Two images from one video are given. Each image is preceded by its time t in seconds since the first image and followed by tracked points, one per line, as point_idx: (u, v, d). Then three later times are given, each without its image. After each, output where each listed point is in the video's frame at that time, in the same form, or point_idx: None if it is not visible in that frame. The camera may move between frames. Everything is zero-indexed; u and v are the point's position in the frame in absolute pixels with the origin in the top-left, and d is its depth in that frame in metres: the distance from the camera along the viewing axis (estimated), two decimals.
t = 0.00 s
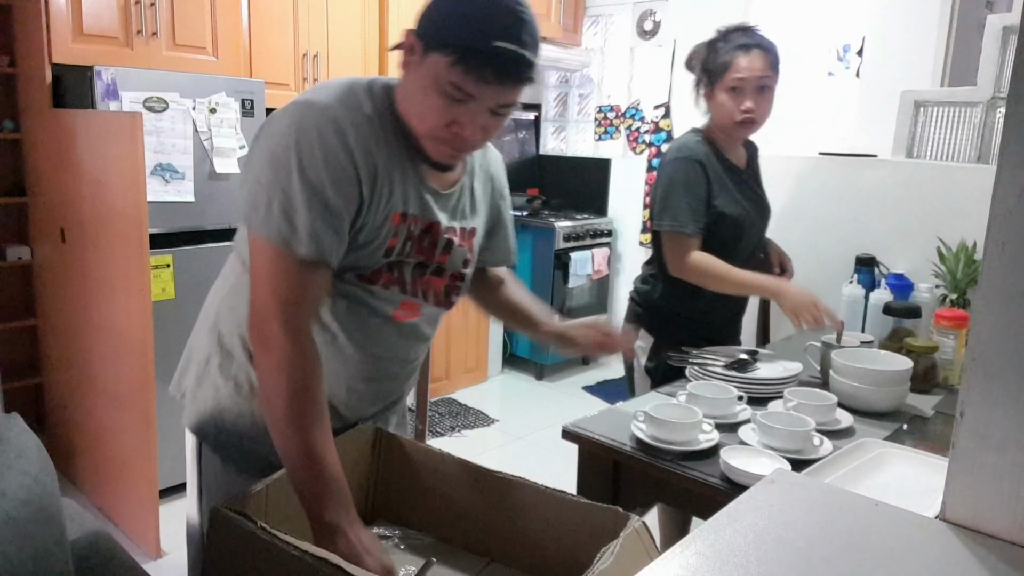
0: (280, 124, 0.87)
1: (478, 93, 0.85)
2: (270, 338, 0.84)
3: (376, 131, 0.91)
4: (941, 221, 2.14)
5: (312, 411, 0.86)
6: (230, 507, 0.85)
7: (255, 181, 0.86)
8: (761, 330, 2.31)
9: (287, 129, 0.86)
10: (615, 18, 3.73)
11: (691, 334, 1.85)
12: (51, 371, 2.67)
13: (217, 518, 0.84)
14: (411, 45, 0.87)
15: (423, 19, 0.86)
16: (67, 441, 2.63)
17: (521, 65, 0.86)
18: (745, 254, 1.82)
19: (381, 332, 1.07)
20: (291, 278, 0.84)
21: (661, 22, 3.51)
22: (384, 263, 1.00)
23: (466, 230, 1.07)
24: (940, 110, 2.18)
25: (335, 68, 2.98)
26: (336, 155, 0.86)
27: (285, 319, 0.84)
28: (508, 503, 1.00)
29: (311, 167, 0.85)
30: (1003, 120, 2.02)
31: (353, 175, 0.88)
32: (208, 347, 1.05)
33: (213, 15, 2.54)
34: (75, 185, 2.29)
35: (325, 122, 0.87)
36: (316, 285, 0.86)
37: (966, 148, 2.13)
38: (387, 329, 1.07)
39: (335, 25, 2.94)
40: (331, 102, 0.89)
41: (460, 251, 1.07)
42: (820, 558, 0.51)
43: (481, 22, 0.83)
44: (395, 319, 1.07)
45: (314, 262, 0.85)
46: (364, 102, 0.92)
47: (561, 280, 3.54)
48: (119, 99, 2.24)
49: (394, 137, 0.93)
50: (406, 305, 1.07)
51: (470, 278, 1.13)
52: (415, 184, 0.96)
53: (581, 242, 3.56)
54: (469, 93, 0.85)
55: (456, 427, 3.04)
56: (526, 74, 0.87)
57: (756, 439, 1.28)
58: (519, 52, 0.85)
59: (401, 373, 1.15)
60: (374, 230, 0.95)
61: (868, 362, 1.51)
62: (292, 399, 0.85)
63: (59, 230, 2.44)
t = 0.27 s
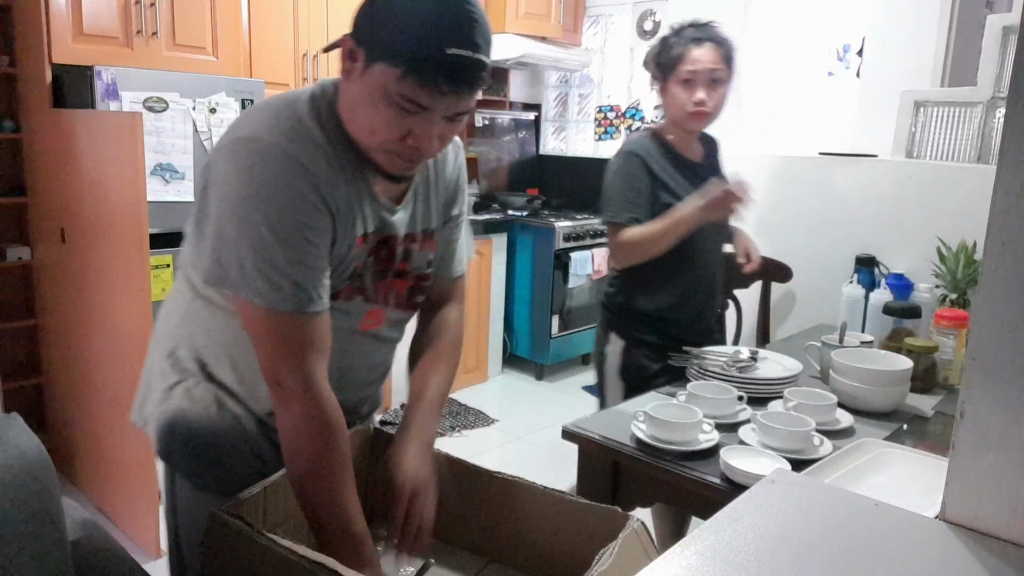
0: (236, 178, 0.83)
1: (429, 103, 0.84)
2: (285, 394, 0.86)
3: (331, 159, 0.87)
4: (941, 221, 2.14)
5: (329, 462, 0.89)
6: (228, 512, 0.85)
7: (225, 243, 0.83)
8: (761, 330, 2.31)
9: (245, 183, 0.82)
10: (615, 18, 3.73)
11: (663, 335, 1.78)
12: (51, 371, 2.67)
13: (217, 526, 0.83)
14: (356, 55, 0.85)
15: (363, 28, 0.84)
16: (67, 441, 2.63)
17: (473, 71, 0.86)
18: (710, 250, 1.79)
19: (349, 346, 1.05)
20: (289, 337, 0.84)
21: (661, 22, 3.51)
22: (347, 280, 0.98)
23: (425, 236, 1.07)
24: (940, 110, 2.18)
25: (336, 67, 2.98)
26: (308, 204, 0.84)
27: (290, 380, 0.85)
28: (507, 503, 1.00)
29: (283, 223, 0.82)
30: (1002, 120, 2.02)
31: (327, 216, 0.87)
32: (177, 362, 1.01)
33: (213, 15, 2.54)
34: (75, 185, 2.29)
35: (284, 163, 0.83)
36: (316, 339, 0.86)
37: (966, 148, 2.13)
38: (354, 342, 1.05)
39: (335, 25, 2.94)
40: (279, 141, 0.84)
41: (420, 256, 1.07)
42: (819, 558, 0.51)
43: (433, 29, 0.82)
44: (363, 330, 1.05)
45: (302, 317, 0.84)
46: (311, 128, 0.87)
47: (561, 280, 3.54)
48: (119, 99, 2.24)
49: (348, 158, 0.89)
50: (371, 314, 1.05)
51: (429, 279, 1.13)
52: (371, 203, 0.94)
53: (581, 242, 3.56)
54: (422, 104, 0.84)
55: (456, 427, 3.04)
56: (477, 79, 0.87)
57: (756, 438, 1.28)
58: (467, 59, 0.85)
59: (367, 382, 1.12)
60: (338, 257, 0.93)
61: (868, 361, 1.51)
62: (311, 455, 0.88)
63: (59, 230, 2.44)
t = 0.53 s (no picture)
0: (172, 183, 0.84)
1: (408, 99, 0.87)
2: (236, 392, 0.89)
3: (271, 161, 0.89)
4: (941, 221, 2.13)
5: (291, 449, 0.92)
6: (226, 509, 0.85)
7: (164, 248, 0.85)
8: (761, 330, 2.31)
9: (183, 188, 0.83)
10: (615, 18, 3.73)
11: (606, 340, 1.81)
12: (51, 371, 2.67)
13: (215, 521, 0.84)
14: (327, 50, 0.87)
15: (341, 23, 0.85)
16: (67, 441, 2.63)
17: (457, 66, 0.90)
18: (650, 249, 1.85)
19: (302, 356, 1.06)
20: (234, 335, 0.86)
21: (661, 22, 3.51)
22: (293, 291, 0.99)
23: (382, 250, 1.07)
24: (940, 110, 2.18)
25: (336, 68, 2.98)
26: (251, 206, 0.85)
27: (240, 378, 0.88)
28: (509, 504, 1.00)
29: (224, 229, 0.84)
30: (1002, 120, 2.02)
31: (272, 216, 0.88)
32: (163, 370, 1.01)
33: (213, 15, 2.54)
34: (75, 185, 2.29)
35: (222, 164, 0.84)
36: (267, 336, 0.88)
37: (966, 148, 2.13)
38: (305, 354, 1.07)
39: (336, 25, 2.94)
40: (218, 143, 0.85)
41: (377, 273, 1.07)
42: (820, 558, 0.51)
43: (421, 25, 0.86)
44: (312, 344, 1.06)
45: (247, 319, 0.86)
46: (253, 131, 0.89)
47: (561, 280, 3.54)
48: (119, 99, 2.26)
49: (290, 163, 0.91)
50: (324, 326, 1.06)
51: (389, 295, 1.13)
52: (317, 211, 0.95)
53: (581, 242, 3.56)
54: (404, 99, 0.87)
55: (456, 427, 3.04)
56: (457, 75, 0.91)
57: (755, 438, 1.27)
58: (450, 53, 0.88)
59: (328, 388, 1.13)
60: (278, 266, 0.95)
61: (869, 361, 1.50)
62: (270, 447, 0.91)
63: (59, 231, 2.44)
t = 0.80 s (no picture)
0: (127, 175, 0.82)
1: (391, 73, 0.89)
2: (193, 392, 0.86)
3: (238, 146, 0.88)
4: (940, 222, 2.13)
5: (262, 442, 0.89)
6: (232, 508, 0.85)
7: (118, 244, 0.82)
8: (761, 330, 2.31)
9: (137, 179, 0.81)
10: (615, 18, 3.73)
11: (564, 324, 2.34)
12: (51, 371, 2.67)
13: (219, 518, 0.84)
14: (307, 26, 0.86)
15: None
16: (68, 440, 2.63)
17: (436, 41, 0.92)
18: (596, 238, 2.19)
19: (295, 355, 1.06)
20: (193, 327, 0.84)
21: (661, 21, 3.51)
22: (276, 283, 1.01)
23: (357, 231, 1.10)
24: (941, 110, 2.18)
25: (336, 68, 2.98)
26: (210, 194, 0.83)
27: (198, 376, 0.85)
28: (510, 504, 1.00)
29: (184, 222, 0.82)
30: (1002, 120, 2.02)
31: (235, 205, 0.86)
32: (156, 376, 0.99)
33: (213, 15, 2.54)
34: (75, 185, 2.29)
35: (180, 151, 0.82)
36: (230, 329, 0.86)
37: (966, 149, 2.13)
38: (295, 351, 1.06)
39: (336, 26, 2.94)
40: (175, 129, 0.83)
41: (358, 257, 1.11)
42: (821, 558, 0.51)
43: None
44: (303, 338, 1.06)
45: (204, 317, 0.84)
46: (216, 116, 0.88)
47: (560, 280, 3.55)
48: (119, 98, 2.28)
49: (260, 147, 0.92)
50: (311, 319, 1.06)
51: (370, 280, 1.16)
52: (292, 196, 0.97)
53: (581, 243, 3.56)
54: (389, 75, 0.89)
55: (456, 427, 3.05)
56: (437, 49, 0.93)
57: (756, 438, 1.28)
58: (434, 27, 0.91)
59: (321, 392, 1.12)
60: (259, 257, 0.95)
61: (868, 362, 1.51)
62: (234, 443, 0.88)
63: (59, 230, 2.45)
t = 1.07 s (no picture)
0: (137, 149, 0.81)
1: (401, 53, 0.91)
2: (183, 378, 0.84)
3: (245, 125, 0.89)
4: (940, 222, 2.13)
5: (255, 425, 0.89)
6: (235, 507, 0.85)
7: (124, 219, 0.82)
8: (761, 330, 2.31)
9: (145, 155, 0.80)
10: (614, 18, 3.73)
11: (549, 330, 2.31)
12: (51, 371, 2.68)
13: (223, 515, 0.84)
14: (320, 6, 0.87)
15: None
16: (68, 441, 2.63)
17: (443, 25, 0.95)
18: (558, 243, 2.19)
19: (300, 343, 1.06)
20: (196, 310, 0.83)
21: (661, 21, 3.50)
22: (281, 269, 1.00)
23: (358, 216, 1.11)
24: (941, 110, 2.18)
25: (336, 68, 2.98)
26: (215, 173, 0.83)
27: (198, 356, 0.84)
28: (511, 503, 1.00)
29: (190, 198, 0.81)
30: (1003, 120, 2.02)
31: (239, 183, 0.86)
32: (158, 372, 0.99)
33: (213, 15, 2.54)
34: (75, 185, 2.29)
35: (187, 130, 0.82)
36: (223, 310, 0.86)
37: (966, 149, 2.13)
38: (303, 337, 1.07)
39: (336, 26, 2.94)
40: (185, 105, 0.84)
41: (359, 241, 1.11)
42: (820, 558, 0.51)
43: None
44: (308, 324, 1.07)
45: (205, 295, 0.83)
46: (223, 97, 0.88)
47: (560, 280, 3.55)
48: (119, 99, 2.26)
49: (265, 128, 0.92)
50: (315, 305, 1.07)
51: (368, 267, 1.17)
52: (297, 180, 0.96)
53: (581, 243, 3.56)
54: (399, 56, 0.91)
55: (456, 428, 3.05)
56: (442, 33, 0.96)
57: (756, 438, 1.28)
58: (441, 10, 0.93)
59: (322, 389, 1.12)
60: (264, 241, 0.94)
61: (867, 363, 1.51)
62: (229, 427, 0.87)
63: (59, 230, 2.45)
